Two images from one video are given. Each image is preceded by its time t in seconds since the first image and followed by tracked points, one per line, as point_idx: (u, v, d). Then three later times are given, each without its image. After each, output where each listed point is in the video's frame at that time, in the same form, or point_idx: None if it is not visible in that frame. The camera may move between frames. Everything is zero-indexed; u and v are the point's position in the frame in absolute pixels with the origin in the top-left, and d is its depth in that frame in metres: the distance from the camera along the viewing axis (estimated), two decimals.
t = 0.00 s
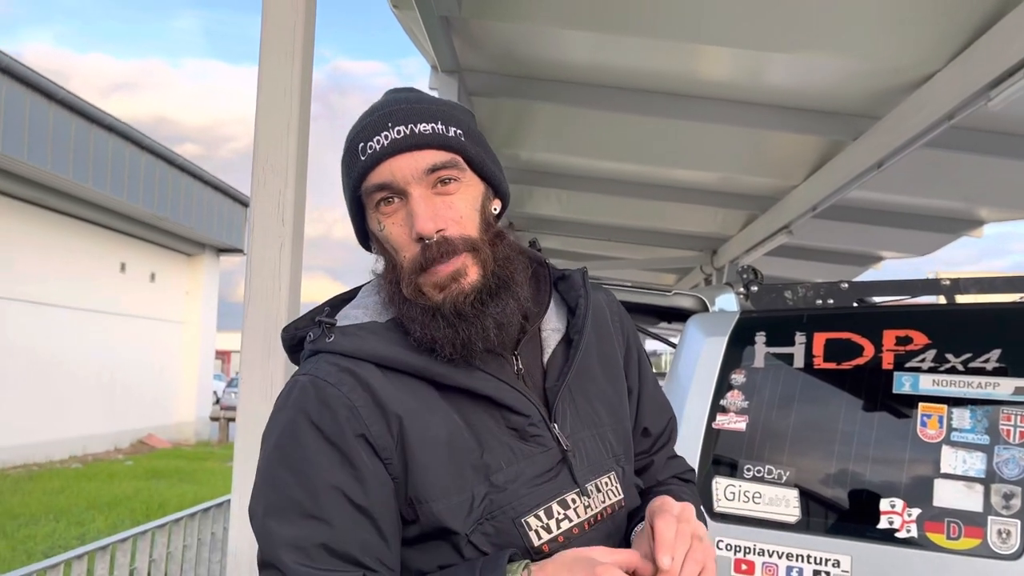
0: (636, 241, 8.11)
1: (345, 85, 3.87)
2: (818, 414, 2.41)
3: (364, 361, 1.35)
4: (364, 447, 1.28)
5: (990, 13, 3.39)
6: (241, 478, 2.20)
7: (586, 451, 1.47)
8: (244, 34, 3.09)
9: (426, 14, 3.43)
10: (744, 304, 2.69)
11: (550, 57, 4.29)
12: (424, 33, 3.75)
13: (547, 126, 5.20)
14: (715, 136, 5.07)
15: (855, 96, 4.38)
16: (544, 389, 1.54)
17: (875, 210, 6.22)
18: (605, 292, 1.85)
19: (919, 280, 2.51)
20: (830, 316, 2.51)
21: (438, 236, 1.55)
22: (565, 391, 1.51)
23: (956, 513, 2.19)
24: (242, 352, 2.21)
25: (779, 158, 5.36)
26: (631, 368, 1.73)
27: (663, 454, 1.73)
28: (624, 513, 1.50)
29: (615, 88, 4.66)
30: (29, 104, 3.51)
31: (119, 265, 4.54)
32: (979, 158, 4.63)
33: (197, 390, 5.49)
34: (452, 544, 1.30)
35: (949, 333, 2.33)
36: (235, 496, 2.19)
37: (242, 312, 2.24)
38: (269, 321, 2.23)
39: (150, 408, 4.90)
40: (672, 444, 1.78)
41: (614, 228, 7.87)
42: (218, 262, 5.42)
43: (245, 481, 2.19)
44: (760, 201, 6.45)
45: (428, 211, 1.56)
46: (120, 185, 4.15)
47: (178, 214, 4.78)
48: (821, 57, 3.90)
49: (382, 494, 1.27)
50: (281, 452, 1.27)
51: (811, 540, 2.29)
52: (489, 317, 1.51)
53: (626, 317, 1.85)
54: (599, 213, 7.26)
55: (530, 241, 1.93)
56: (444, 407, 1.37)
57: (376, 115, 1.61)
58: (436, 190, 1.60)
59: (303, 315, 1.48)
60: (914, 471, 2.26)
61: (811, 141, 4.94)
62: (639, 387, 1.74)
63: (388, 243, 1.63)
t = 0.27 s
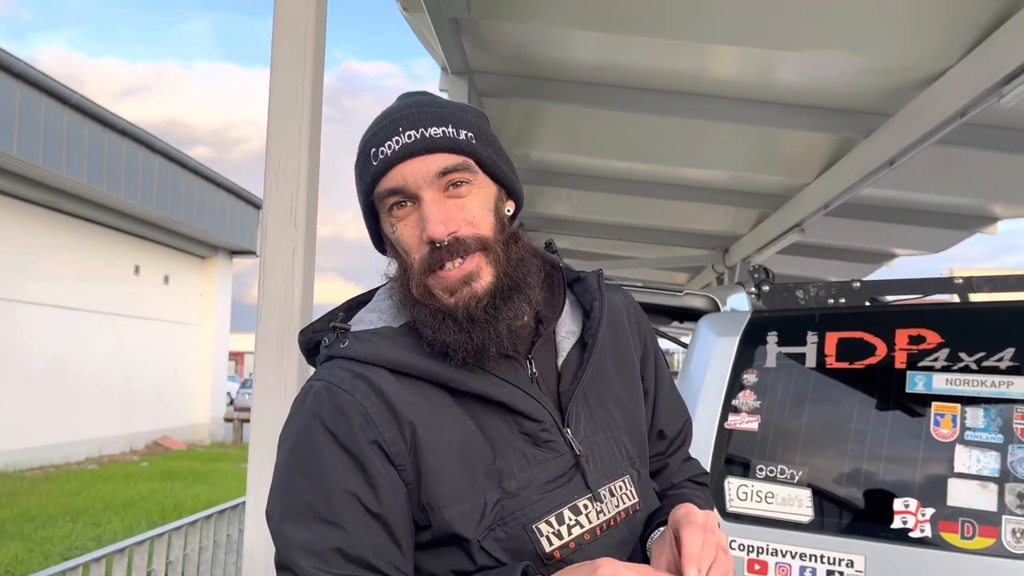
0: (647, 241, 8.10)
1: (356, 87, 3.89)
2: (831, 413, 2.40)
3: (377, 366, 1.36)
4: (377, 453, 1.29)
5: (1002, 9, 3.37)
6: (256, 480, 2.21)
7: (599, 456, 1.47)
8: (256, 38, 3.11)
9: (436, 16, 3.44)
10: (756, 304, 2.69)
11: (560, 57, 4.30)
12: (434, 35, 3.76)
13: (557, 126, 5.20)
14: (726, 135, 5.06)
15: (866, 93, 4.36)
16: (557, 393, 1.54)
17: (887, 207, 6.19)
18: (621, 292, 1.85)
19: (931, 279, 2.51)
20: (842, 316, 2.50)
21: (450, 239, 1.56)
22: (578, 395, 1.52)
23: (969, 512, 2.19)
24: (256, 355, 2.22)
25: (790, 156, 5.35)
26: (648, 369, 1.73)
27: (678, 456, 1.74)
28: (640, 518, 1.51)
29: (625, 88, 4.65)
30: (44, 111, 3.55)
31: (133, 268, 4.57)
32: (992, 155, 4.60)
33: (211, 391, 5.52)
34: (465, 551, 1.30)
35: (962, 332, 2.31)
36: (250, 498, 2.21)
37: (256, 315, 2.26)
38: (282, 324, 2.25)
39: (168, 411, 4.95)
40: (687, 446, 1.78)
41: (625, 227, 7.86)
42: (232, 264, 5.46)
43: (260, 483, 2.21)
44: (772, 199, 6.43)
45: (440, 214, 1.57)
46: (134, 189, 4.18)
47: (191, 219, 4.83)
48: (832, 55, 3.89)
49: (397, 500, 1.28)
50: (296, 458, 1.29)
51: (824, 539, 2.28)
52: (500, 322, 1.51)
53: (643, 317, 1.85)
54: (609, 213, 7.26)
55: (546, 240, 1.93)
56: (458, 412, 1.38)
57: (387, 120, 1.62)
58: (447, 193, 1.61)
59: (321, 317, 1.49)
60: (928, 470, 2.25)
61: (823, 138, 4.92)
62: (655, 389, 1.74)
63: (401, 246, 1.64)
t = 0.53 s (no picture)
0: (659, 241, 8.09)
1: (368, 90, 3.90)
2: (843, 413, 2.40)
3: (388, 368, 1.38)
4: (389, 454, 1.30)
5: (1014, 5, 3.35)
6: (270, 480, 2.24)
7: (609, 457, 1.47)
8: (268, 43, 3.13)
9: (447, 18, 3.45)
10: (766, 304, 2.69)
11: (571, 58, 4.30)
12: (444, 38, 3.77)
13: (568, 126, 5.20)
14: (737, 134, 5.06)
15: (878, 91, 4.35)
16: (567, 394, 1.55)
17: (901, 206, 6.17)
18: (632, 292, 1.86)
19: (943, 279, 2.50)
20: (854, 315, 2.50)
21: (457, 245, 1.57)
22: (588, 397, 1.53)
23: (982, 512, 2.18)
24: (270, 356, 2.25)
25: (802, 156, 5.33)
26: (659, 369, 1.74)
27: (690, 454, 1.75)
28: (651, 517, 1.51)
29: (636, 88, 4.65)
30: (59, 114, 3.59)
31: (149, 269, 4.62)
32: (1007, 152, 4.57)
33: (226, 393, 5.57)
34: (476, 550, 1.31)
35: (974, 331, 2.31)
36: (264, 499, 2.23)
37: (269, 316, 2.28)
38: (296, 326, 2.27)
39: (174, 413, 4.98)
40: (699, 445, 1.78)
41: (636, 228, 7.86)
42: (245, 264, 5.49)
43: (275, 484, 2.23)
44: (785, 198, 6.41)
45: (446, 221, 1.58)
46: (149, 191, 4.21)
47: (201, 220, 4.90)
48: (844, 53, 3.87)
49: (409, 501, 1.29)
50: (311, 459, 1.31)
51: (837, 539, 2.28)
52: (508, 328, 1.52)
53: (655, 317, 1.86)
54: (621, 213, 7.25)
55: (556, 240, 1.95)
56: (469, 414, 1.39)
57: (394, 129, 1.64)
58: (455, 200, 1.62)
59: (335, 319, 1.51)
60: (942, 470, 2.25)
61: (835, 137, 4.91)
62: (667, 388, 1.75)
63: (410, 252, 1.65)
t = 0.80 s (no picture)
0: (670, 242, 8.07)
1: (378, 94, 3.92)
2: (853, 416, 2.39)
3: (394, 377, 1.39)
4: (394, 462, 1.31)
5: None
6: (279, 484, 2.26)
7: (611, 465, 1.48)
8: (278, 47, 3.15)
9: (455, 22, 3.47)
10: (775, 307, 2.67)
11: (580, 60, 4.30)
12: (453, 41, 3.78)
13: (577, 128, 5.20)
14: (748, 136, 5.05)
15: (890, 91, 4.32)
16: (569, 403, 1.57)
17: (913, 207, 6.13)
18: (630, 299, 1.87)
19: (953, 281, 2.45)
20: (863, 318, 2.48)
21: (464, 261, 1.58)
22: (590, 406, 1.54)
23: (992, 516, 2.17)
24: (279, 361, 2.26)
25: (813, 156, 5.32)
26: (657, 376, 1.75)
27: (687, 461, 1.76)
28: (653, 523, 1.52)
29: (646, 90, 4.65)
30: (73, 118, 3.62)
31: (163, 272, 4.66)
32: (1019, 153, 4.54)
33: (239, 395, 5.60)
34: (481, 558, 1.32)
35: (984, 335, 2.31)
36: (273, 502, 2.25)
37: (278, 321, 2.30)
38: (305, 330, 2.28)
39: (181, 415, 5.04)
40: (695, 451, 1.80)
41: (647, 229, 7.84)
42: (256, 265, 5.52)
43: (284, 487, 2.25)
44: (796, 199, 6.39)
45: (454, 237, 1.59)
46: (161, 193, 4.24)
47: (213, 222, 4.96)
48: (854, 54, 3.86)
49: (414, 508, 1.30)
50: (316, 467, 1.31)
51: (848, 543, 2.27)
52: (515, 344, 1.53)
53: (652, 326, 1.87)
54: (631, 215, 7.25)
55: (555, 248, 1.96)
56: (473, 422, 1.40)
57: (402, 142, 1.63)
58: (462, 216, 1.62)
59: (336, 327, 1.52)
60: (953, 473, 2.23)
61: (846, 138, 4.89)
62: (665, 395, 1.76)
63: (415, 265, 1.66)
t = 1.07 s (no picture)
0: (680, 242, 8.03)
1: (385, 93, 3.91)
2: (863, 417, 2.36)
3: (396, 375, 1.37)
4: (395, 461, 1.29)
5: None
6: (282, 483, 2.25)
7: (615, 466, 1.47)
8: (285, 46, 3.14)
9: (463, 21, 3.46)
10: (786, 306, 2.62)
11: (589, 59, 4.29)
12: (461, 40, 3.77)
13: (586, 127, 5.18)
14: (757, 135, 5.02)
15: (901, 90, 4.29)
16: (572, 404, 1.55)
17: (924, 207, 6.10)
18: (633, 298, 1.86)
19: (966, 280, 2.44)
20: (875, 318, 2.44)
21: (475, 262, 1.56)
22: (594, 407, 1.52)
23: (1006, 519, 2.16)
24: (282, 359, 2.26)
25: (823, 156, 5.28)
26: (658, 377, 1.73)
27: (686, 462, 1.76)
28: (655, 526, 1.51)
29: (655, 89, 4.63)
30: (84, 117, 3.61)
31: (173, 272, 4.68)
32: None
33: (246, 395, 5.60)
34: (482, 560, 1.30)
35: (997, 336, 2.29)
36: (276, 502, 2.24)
37: (282, 320, 2.28)
38: (308, 328, 2.28)
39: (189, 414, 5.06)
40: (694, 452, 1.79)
41: (655, 228, 7.81)
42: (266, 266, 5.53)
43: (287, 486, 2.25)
44: (806, 199, 6.35)
45: (466, 237, 1.57)
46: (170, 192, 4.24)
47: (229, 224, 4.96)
48: (867, 53, 3.83)
49: (414, 509, 1.28)
50: (315, 467, 1.29)
51: (860, 546, 2.24)
52: (523, 346, 1.51)
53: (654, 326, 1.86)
54: (640, 214, 7.22)
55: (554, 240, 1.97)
56: (475, 422, 1.38)
57: (415, 135, 1.60)
58: (474, 214, 1.60)
59: (335, 322, 1.51)
60: (965, 475, 2.22)
61: (856, 138, 4.86)
62: (665, 396, 1.74)
63: (422, 262, 1.64)
